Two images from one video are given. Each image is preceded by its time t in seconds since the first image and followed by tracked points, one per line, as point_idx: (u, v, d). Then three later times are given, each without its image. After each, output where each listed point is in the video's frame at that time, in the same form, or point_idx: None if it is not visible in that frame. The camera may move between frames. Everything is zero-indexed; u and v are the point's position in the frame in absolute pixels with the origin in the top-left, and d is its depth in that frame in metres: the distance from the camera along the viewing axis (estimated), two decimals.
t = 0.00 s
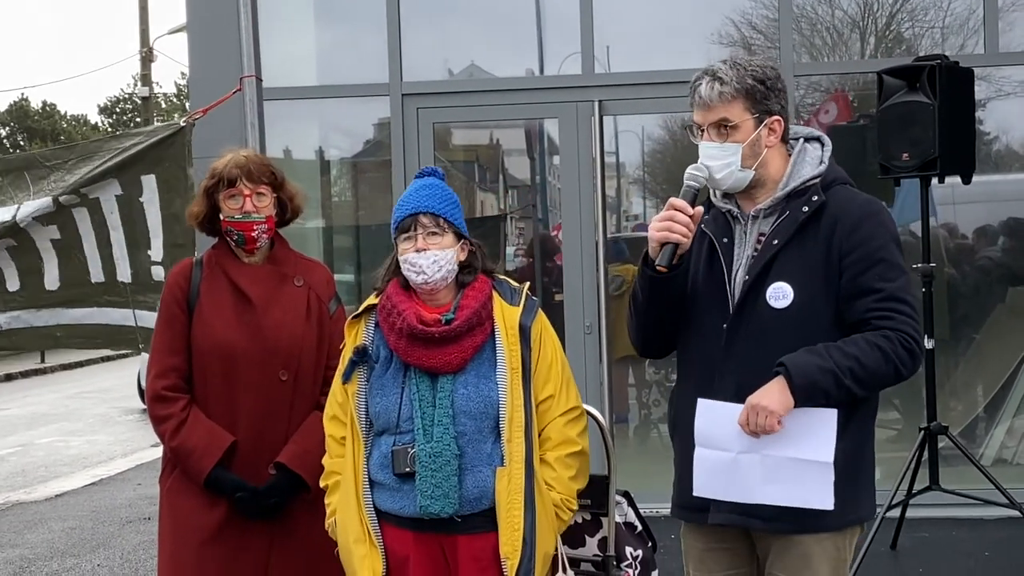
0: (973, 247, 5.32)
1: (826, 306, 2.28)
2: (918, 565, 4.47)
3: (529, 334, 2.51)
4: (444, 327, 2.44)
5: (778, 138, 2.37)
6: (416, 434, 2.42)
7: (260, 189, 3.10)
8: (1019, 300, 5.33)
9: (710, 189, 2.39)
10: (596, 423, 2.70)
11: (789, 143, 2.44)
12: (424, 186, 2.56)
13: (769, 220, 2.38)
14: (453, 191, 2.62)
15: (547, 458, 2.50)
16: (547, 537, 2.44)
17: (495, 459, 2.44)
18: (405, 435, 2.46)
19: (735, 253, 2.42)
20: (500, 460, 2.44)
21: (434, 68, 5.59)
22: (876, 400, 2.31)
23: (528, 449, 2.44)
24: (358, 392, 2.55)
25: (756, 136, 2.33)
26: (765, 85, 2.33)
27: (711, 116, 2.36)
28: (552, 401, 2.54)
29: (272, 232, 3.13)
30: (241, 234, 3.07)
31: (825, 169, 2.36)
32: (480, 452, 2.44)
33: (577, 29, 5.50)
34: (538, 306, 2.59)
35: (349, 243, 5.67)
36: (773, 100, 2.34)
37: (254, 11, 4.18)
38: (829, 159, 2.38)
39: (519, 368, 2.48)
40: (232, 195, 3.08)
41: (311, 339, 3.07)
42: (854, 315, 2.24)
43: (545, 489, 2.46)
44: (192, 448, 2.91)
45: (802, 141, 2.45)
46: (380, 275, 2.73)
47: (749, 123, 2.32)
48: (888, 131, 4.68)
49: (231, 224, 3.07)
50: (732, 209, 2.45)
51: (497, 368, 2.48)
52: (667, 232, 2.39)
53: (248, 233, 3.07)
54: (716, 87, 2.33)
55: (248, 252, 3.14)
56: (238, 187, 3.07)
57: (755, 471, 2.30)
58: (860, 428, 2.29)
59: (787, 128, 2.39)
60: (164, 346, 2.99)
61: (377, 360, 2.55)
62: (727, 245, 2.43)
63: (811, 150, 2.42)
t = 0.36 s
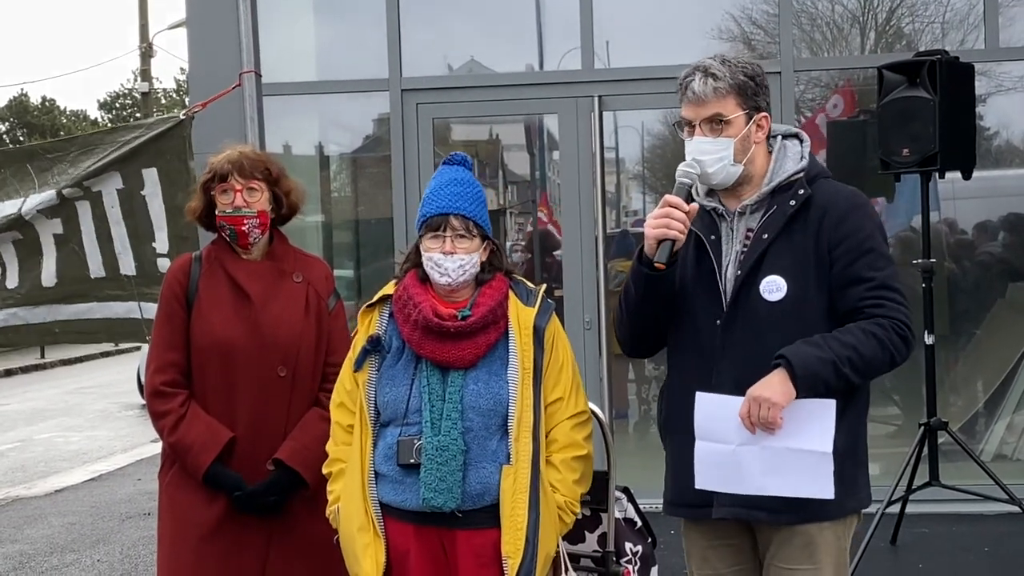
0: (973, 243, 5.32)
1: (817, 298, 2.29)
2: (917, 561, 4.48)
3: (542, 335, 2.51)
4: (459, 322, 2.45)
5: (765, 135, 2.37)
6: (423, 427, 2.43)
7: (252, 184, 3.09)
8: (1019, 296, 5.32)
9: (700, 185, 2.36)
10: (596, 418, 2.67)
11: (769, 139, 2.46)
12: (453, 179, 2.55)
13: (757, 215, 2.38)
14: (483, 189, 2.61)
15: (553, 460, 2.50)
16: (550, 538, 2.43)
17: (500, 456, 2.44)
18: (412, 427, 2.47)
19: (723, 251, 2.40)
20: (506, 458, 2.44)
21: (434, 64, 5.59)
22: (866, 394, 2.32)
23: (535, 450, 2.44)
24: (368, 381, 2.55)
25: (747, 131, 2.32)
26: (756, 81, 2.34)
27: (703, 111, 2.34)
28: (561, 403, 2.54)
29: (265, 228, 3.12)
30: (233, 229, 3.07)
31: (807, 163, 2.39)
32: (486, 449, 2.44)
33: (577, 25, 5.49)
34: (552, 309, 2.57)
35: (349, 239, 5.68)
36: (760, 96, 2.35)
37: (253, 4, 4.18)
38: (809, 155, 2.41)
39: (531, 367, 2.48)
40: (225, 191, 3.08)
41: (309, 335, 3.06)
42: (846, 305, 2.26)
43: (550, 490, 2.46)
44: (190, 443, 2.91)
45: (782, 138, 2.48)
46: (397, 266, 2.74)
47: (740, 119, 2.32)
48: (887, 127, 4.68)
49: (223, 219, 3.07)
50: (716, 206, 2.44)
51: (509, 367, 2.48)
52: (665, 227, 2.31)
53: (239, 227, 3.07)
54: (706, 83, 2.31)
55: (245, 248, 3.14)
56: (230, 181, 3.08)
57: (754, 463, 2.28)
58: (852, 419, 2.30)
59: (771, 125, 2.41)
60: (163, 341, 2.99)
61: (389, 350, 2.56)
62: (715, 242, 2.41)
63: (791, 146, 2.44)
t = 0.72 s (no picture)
0: (974, 240, 5.32)
1: (813, 294, 2.32)
2: (917, 558, 4.48)
3: (547, 334, 2.51)
4: (464, 319, 2.45)
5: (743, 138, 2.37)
6: (425, 424, 2.43)
7: (252, 181, 3.09)
8: (1019, 293, 5.32)
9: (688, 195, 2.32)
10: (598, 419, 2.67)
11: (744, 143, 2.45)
12: (467, 176, 2.56)
13: (745, 218, 2.37)
14: (495, 188, 2.61)
15: (556, 459, 2.49)
16: (551, 537, 2.42)
17: (503, 454, 2.45)
18: (415, 423, 2.47)
19: (711, 254, 2.37)
20: (508, 456, 2.44)
21: (435, 61, 5.59)
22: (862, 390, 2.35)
23: (537, 447, 2.44)
24: (372, 376, 2.55)
25: (728, 137, 2.31)
26: (732, 88, 2.34)
27: (686, 120, 2.30)
28: (564, 403, 2.54)
29: (266, 225, 3.12)
30: (235, 227, 3.07)
31: (785, 162, 2.39)
32: (487, 447, 2.44)
33: (578, 22, 5.49)
34: (558, 308, 2.57)
35: (349, 236, 5.67)
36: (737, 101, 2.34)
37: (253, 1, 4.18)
38: (785, 154, 2.41)
39: (535, 366, 2.48)
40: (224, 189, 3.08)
41: (309, 331, 3.07)
42: (841, 298, 2.31)
43: (551, 489, 2.45)
44: (190, 440, 2.91)
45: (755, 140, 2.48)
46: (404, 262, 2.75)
47: (722, 125, 2.30)
48: (888, 124, 4.68)
49: (225, 217, 3.07)
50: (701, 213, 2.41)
51: (513, 366, 2.48)
52: (668, 234, 2.19)
53: (241, 225, 3.07)
54: (687, 92, 2.28)
55: (245, 245, 3.13)
56: (229, 180, 3.07)
57: (770, 462, 2.28)
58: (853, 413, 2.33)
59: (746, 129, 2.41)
60: (163, 338, 2.98)
61: (394, 345, 2.56)
62: (705, 247, 2.37)
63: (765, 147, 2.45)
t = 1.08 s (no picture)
0: (975, 237, 5.31)
1: (813, 288, 2.33)
2: (918, 555, 4.49)
3: (546, 328, 2.51)
4: (464, 315, 2.45)
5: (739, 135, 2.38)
6: (425, 420, 2.43)
7: (253, 176, 3.10)
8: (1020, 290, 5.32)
9: (687, 190, 2.32)
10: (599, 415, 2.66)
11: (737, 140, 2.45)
12: (465, 172, 2.56)
13: (744, 213, 2.37)
14: (493, 185, 2.61)
15: (556, 454, 2.49)
16: (552, 532, 2.42)
17: (503, 450, 2.44)
18: (415, 419, 2.47)
19: (709, 250, 2.36)
20: (507, 451, 2.44)
21: (436, 58, 5.59)
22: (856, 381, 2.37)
23: (537, 443, 2.44)
24: (372, 372, 2.55)
25: (727, 134, 2.31)
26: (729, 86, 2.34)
27: (686, 117, 2.29)
28: (564, 398, 2.54)
29: (266, 220, 3.13)
30: (235, 222, 3.07)
31: (781, 158, 2.41)
32: (487, 442, 2.44)
33: (578, 19, 5.49)
34: (557, 303, 2.57)
35: (350, 233, 5.66)
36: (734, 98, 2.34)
37: None
38: (781, 150, 2.43)
39: (534, 361, 2.48)
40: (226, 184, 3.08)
41: (309, 327, 3.07)
42: (839, 292, 2.32)
43: (550, 484, 2.45)
44: (190, 436, 2.91)
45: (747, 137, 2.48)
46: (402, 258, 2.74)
47: (720, 122, 2.30)
48: (889, 120, 4.67)
49: (225, 212, 3.07)
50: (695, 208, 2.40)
51: (512, 361, 2.48)
52: (670, 229, 2.19)
53: (242, 220, 3.06)
54: (687, 90, 2.27)
55: (245, 241, 3.13)
56: (230, 175, 3.07)
57: (776, 455, 2.28)
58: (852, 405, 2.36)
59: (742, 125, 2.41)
60: (163, 335, 2.98)
61: (393, 342, 2.56)
62: (702, 243, 2.36)
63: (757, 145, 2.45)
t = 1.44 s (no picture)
0: (973, 234, 5.32)
1: (808, 280, 2.33)
2: (918, 551, 4.50)
3: (545, 323, 2.52)
4: (462, 310, 2.46)
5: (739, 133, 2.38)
6: (425, 415, 2.44)
7: (256, 172, 3.11)
8: (1020, 286, 5.32)
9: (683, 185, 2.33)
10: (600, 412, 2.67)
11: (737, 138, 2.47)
12: (463, 167, 2.57)
13: (739, 205, 2.38)
14: (490, 180, 2.62)
15: (556, 449, 2.50)
16: (552, 527, 2.43)
17: (502, 445, 2.45)
18: (414, 415, 2.49)
19: (704, 243, 2.38)
20: (507, 446, 2.45)
21: (437, 56, 5.59)
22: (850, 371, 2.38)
23: (537, 438, 2.45)
24: (371, 368, 2.56)
25: (725, 131, 2.32)
26: (730, 83, 2.35)
27: (683, 112, 2.31)
28: (563, 392, 2.55)
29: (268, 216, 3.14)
30: (236, 217, 3.08)
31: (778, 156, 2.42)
32: (487, 438, 2.45)
33: (579, 16, 5.50)
34: (556, 297, 2.58)
35: (352, 230, 5.67)
36: (734, 96, 2.35)
37: None
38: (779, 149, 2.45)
39: (533, 356, 2.49)
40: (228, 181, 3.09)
41: (310, 322, 3.08)
42: (834, 285, 2.33)
43: (551, 479, 2.46)
44: (192, 432, 2.92)
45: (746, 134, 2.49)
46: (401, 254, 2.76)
47: (718, 119, 2.31)
48: (890, 116, 4.68)
49: (226, 207, 3.08)
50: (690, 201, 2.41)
51: (511, 356, 2.49)
52: (663, 220, 2.17)
53: (244, 215, 3.08)
54: (684, 85, 2.29)
55: (246, 236, 3.15)
56: (235, 171, 3.09)
57: (767, 444, 2.30)
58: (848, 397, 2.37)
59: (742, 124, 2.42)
60: (164, 331, 3.00)
61: (391, 338, 2.57)
62: (696, 235, 2.38)
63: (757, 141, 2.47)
